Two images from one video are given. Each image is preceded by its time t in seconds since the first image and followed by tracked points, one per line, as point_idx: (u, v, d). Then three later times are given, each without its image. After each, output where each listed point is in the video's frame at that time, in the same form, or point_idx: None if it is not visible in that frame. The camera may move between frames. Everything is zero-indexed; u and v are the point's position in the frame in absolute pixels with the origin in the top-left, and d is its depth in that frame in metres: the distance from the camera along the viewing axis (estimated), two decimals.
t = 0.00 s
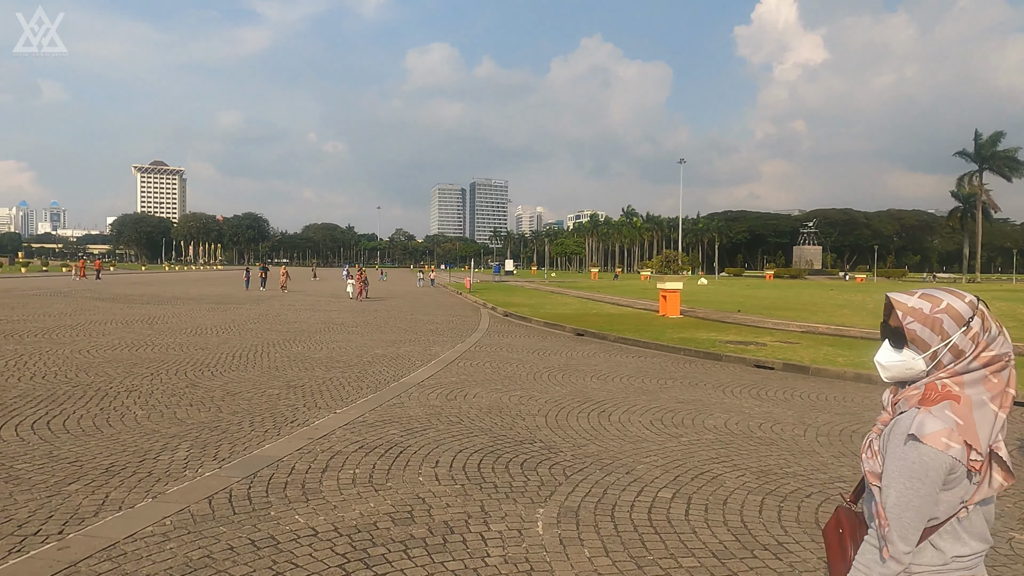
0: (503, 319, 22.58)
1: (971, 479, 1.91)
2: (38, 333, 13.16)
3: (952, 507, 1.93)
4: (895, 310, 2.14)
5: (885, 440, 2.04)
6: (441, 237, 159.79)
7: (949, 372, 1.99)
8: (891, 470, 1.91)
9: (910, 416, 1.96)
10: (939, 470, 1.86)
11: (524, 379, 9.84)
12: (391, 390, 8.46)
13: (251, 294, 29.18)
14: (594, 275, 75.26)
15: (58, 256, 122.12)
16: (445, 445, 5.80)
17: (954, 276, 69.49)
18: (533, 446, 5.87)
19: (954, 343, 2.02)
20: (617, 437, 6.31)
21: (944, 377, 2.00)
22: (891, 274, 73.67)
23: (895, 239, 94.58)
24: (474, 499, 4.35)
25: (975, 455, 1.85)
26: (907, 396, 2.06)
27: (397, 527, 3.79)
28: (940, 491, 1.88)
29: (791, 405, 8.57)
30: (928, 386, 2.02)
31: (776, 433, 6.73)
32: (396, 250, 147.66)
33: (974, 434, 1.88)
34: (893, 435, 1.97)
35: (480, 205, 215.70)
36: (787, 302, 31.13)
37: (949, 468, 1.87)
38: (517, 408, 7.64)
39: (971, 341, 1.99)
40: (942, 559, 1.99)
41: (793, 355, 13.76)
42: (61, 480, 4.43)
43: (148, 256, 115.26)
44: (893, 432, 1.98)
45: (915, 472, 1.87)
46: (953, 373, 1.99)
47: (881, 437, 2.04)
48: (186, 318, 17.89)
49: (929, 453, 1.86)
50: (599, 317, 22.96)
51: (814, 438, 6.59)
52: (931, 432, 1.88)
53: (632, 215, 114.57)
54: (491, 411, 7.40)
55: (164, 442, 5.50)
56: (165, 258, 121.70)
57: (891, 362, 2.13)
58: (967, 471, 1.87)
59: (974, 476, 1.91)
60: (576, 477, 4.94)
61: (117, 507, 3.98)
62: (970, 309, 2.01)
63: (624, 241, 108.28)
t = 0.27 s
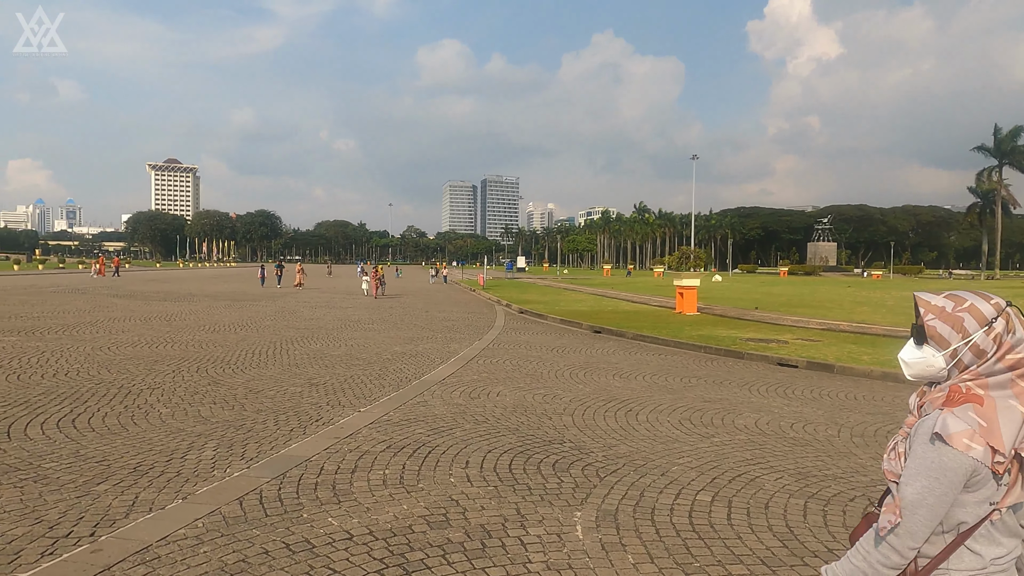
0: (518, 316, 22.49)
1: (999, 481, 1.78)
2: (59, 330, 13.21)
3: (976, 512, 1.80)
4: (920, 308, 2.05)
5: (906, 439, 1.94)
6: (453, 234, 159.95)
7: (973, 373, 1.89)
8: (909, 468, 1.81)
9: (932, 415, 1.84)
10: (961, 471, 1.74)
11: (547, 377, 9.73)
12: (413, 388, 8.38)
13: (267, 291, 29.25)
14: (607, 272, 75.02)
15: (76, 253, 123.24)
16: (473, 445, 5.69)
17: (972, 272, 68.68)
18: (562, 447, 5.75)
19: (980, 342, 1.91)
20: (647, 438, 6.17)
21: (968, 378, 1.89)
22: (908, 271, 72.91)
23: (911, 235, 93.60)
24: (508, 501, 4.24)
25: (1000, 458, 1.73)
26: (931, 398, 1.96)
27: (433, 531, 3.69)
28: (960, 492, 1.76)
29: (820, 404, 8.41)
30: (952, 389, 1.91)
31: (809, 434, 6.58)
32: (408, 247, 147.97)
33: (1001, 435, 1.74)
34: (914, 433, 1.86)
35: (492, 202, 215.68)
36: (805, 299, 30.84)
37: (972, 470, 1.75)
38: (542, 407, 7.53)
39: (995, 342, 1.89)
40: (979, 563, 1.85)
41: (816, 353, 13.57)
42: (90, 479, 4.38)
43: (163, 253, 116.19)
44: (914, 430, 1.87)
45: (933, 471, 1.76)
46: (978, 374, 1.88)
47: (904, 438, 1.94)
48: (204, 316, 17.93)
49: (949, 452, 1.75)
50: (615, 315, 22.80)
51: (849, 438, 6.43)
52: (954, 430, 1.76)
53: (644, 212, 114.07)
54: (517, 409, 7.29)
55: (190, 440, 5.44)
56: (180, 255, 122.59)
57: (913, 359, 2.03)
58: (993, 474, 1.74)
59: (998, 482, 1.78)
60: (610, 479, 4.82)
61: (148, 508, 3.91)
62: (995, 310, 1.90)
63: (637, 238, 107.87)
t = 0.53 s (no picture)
0: (534, 314, 22.36)
1: (1011, 470, 1.91)
2: (78, 327, 13.22)
3: (992, 498, 1.94)
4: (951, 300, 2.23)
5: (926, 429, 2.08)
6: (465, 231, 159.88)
7: (994, 363, 2.05)
8: (930, 459, 1.95)
9: (952, 406, 1.99)
10: (979, 461, 1.88)
11: (568, 376, 9.59)
12: (435, 387, 8.28)
13: (282, 289, 29.27)
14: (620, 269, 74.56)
15: (92, 251, 124.42)
16: (500, 445, 5.58)
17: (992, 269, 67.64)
18: (592, 447, 5.62)
19: (1002, 335, 2.07)
20: (677, 438, 6.03)
21: (988, 369, 2.05)
22: (926, 268, 71.92)
23: (929, 231, 92.33)
24: (541, 505, 4.11)
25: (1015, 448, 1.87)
26: (952, 385, 2.13)
27: (466, 536, 3.58)
28: (978, 480, 1.90)
29: (850, 404, 8.22)
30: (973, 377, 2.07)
31: (843, 435, 6.41)
32: (421, 245, 148.07)
33: (1015, 425, 1.88)
34: (935, 425, 1.99)
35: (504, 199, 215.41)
36: (823, 296, 30.42)
37: (990, 460, 1.88)
38: (566, 406, 7.41)
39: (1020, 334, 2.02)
40: (984, 549, 1.99)
41: (839, 351, 13.34)
42: (115, 480, 4.30)
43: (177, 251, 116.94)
44: (936, 422, 2.01)
45: (952, 461, 1.90)
46: (998, 364, 2.03)
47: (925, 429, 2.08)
48: (221, 313, 17.92)
49: (967, 443, 1.88)
50: (631, 312, 22.60)
51: (886, 440, 6.25)
52: (972, 422, 1.90)
53: (658, 208, 113.31)
54: (542, 409, 7.17)
55: (214, 440, 5.35)
56: (195, 253, 123.49)
57: (937, 347, 2.21)
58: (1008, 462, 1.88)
59: (1013, 470, 1.92)
60: (643, 482, 4.69)
61: (174, 511, 3.82)
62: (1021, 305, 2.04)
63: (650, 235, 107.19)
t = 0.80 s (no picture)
0: (550, 313, 22.17)
1: None
2: (96, 327, 13.22)
3: None
4: (986, 304, 2.38)
5: (980, 436, 2.27)
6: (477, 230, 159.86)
7: None
8: (995, 466, 2.16)
9: (1005, 411, 2.18)
10: None
11: (591, 377, 9.43)
12: (457, 388, 8.15)
13: (297, 288, 29.28)
14: (634, 268, 74.22)
15: (109, 250, 125.68)
16: (529, 449, 5.44)
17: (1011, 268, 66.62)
18: (623, 452, 5.47)
19: None
20: (709, 443, 5.86)
21: None
22: (944, 266, 70.90)
23: (946, 229, 91.11)
24: (578, 514, 3.96)
25: None
26: (996, 389, 2.27)
27: (502, 547, 3.44)
28: None
29: (882, 406, 8.00)
30: (1016, 380, 2.22)
31: (880, 439, 6.21)
32: (433, 243, 148.16)
33: None
34: (990, 430, 2.20)
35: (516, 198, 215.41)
36: (842, 295, 29.99)
37: None
38: (592, 409, 7.25)
39: None
40: None
41: (865, 352, 13.07)
42: (139, 484, 4.20)
43: (191, 250, 117.70)
44: (989, 428, 2.21)
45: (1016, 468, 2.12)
46: None
47: (978, 436, 2.28)
48: (237, 312, 17.90)
49: None
50: (648, 311, 22.36)
51: (925, 445, 6.04)
52: None
53: (671, 206, 112.61)
54: (568, 412, 7.01)
55: (237, 444, 5.25)
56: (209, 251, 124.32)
57: (978, 350, 2.36)
58: None
59: None
60: (680, 489, 4.52)
61: (200, 519, 3.70)
62: None
63: (663, 233, 106.59)
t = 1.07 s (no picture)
0: (568, 310, 22.02)
1: None
2: (118, 324, 13.26)
3: None
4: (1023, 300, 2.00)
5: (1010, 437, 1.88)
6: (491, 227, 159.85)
7: None
8: None
9: None
10: None
11: (616, 377, 9.28)
12: (481, 387, 8.04)
13: (314, 285, 29.36)
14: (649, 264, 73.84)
15: (127, 248, 127.14)
16: (561, 450, 5.30)
17: None
18: (658, 454, 5.31)
19: None
20: (745, 445, 5.69)
21: None
22: (965, 263, 69.84)
23: (967, 225, 89.76)
24: (618, 521, 3.82)
25: None
26: None
27: (544, 555, 3.31)
28: None
29: (919, 407, 7.77)
30: None
31: (922, 442, 6.01)
32: (447, 240, 148.37)
33: None
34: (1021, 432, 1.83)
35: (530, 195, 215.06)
36: (863, 293, 29.53)
37: None
38: (620, 409, 7.10)
39: None
40: None
41: (893, 350, 12.80)
42: (168, 486, 4.12)
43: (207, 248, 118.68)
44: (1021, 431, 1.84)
45: None
46: None
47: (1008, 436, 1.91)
48: (257, 309, 17.94)
49: None
50: (667, 309, 22.15)
51: (970, 448, 5.83)
52: None
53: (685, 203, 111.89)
54: (596, 412, 6.87)
55: (264, 444, 5.17)
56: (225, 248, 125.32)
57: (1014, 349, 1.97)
58: None
59: None
60: (721, 494, 4.36)
61: (232, 523, 3.60)
62: None
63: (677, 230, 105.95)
